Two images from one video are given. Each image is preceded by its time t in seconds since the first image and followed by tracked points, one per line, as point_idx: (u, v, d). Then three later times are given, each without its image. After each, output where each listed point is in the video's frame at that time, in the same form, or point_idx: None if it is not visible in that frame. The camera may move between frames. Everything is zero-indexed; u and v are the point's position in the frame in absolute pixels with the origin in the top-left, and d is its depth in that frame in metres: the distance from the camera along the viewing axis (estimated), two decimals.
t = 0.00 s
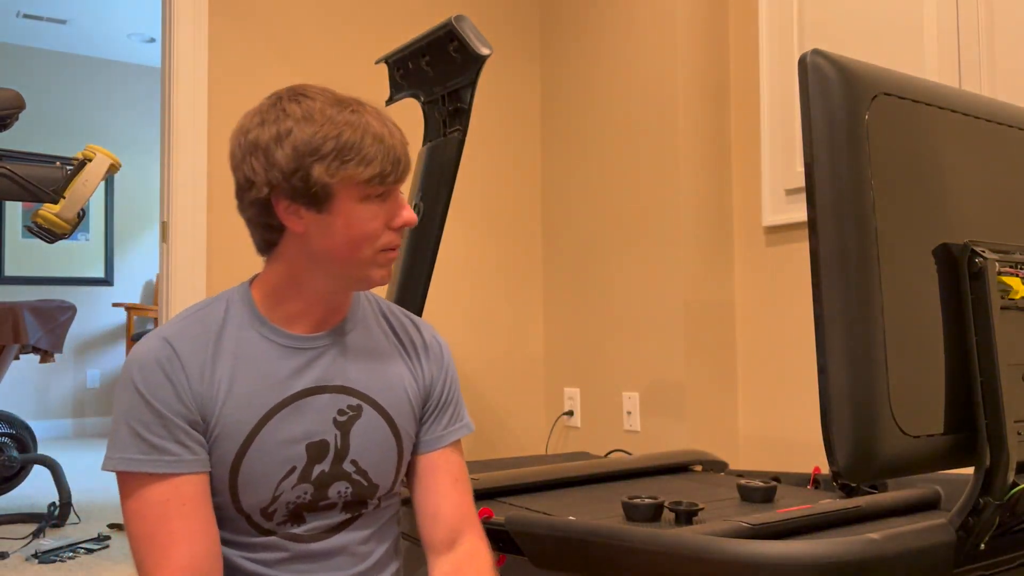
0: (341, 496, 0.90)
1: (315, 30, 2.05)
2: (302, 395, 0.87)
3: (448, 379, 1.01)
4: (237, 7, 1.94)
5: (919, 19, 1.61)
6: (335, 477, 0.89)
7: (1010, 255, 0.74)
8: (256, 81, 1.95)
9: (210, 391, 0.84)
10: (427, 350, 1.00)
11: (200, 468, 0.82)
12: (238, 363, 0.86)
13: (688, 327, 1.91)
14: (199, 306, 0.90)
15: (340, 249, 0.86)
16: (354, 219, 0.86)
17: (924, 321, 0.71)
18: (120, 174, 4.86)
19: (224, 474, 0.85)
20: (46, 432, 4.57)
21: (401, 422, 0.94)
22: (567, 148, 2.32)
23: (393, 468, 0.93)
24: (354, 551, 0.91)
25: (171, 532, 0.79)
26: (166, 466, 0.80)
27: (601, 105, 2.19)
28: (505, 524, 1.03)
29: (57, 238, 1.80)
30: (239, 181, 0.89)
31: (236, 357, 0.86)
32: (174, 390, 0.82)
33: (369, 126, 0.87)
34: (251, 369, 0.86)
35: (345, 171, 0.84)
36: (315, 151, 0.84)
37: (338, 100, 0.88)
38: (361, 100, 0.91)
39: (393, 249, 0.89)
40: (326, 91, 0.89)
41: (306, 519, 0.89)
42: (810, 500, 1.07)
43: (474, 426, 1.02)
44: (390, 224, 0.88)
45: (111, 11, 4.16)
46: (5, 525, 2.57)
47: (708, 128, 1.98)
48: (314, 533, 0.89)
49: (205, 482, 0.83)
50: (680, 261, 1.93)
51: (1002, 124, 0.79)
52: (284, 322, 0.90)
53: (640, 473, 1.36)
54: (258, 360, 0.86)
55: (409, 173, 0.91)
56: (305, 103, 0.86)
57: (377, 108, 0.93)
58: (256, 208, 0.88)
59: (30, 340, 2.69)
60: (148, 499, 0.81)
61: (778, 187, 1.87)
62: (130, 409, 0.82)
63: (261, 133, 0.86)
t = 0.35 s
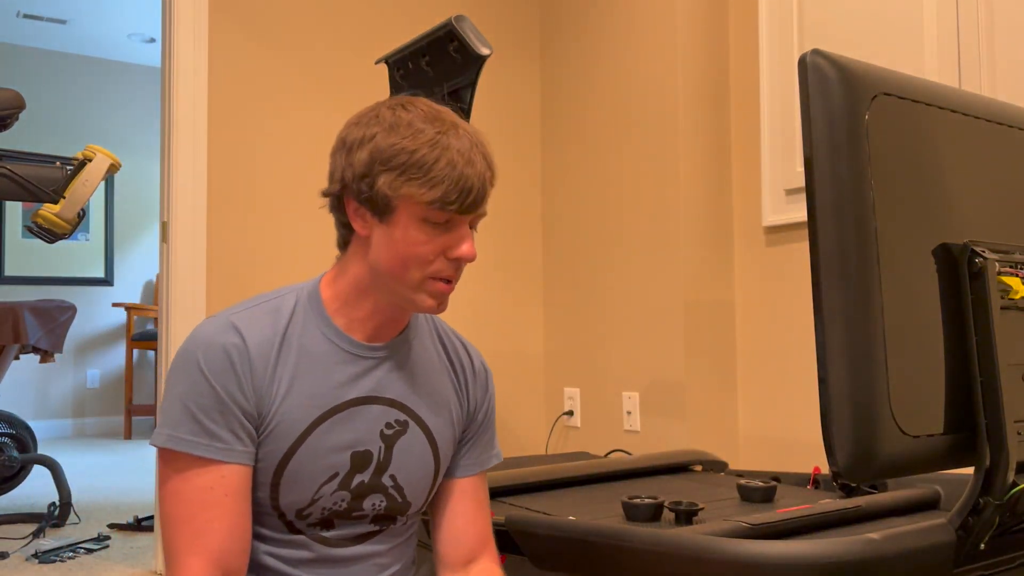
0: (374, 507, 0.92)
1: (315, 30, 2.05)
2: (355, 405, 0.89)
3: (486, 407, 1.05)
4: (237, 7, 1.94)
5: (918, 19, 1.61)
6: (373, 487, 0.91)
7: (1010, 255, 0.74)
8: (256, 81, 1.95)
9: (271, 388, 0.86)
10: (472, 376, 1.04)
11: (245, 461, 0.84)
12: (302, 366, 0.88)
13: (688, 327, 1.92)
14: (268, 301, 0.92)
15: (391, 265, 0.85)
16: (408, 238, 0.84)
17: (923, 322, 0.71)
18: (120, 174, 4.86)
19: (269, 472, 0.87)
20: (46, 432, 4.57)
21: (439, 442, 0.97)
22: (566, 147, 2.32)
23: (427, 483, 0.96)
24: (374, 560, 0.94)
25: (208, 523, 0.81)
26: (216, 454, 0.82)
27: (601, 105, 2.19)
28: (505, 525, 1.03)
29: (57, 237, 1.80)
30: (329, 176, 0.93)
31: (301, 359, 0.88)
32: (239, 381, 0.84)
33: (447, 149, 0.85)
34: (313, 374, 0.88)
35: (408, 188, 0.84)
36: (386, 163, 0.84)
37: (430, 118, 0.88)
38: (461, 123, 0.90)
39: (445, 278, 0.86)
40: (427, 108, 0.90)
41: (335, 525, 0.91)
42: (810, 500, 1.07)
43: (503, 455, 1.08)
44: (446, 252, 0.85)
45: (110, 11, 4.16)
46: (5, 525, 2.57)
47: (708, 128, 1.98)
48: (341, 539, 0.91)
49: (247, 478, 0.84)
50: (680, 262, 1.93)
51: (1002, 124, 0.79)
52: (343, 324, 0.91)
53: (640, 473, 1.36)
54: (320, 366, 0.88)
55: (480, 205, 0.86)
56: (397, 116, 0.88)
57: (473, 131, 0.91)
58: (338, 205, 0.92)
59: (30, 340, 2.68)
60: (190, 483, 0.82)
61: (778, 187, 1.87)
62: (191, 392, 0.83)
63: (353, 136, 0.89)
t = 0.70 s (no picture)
0: (397, 512, 0.94)
1: (315, 30, 2.05)
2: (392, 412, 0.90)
3: (503, 413, 1.07)
4: (237, 7, 1.94)
5: (919, 19, 1.61)
6: (402, 492, 0.92)
7: (1010, 255, 0.74)
8: (256, 81, 1.95)
9: (324, 392, 0.86)
10: (491, 382, 1.06)
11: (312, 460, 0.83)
12: (349, 370, 0.88)
13: (688, 328, 1.92)
14: (310, 305, 0.92)
15: (421, 271, 0.86)
16: (437, 246, 0.85)
17: (923, 322, 0.71)
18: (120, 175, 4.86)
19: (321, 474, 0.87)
20: (46, 432, 4.57)
21: (462, 447, 0.98)
22: (566, 148, 2.32)
23: (448, 489, 0.98)
24: (391, 564, 0.96)
25: (308, 521, 0.79)
26: (291, 456, 0.81)
27: (601, 105, 2.19)
28: (507, 525, 1.03)
29: (57, 237, 1.81)
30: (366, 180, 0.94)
31: (349, 363, 0.88)
32: (298, 384, 0.84)
33: (482, 160, 0.85)
34: (360, 379, 0.88)
35: (440, 197, 0.84)
36: (420, 170, 0.85)
37: (466, 128, 0.88)
38: (497, 133, 0.91)
39: (473, 288, 0.86)
40: (463, 117, 0.90)
41: (360, 531, 0.93)
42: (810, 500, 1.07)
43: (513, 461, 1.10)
44: (475, 262, 0.85)
45: (110, 11, 4.16)
46: (5, 525, 2.57)
47: (708, 128, 1.98)
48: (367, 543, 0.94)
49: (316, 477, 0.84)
50: (680, 262, 1.93)
51: (1002, 123, 0.79)
52: (376, 327, 0.91)
53: (641, 473, 1.36)
54: (366, 371, 0.89)
55: (512, 217, 0.87)
56: (434, 124, 0.88)
57: (510, 142, 0.91)
58: (373, 209, 0.93)
59: (30, 340, 2.68)
60: (274, 485, 0.80)
61: (778, 187, 1.87)
62: (252, 393, 0.82)
63: (390, 141, 0.90)
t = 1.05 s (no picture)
0: (403, 514, 0.94)
1: (315, 30, 2.05)
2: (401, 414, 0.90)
3: (509, 415, 1.08)
4: (237, 7, 1.94)
5: (918, 19, 1.61)
6: (409, 494, 0.93)
7: (1010, 255, 0.74)
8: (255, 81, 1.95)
9: (336, 394, 0.86)
10: (497, 385, 1.06)
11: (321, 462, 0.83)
12: (360, 372, 0.88)
13: (688, 327, 1.92)
14: (321, 306, 0.92)
15: (439, 275, 0.86)
16: (458, 251, 0.85)
17: (923, 320, 0.71)
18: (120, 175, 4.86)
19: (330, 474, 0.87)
20: (46, 432, 4.57)
21: (469, 449, 0.99)
22: (566, 147, 2.32)
23: (453, 490, 0.98)
24: (396, 566, 0.97)
25: (317, 522, 0.79)
26: (303, 458, 0.81)
27: (601, 105, 2.19)
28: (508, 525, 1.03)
29: (57, 237, 1.81)
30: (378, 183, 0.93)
31: (359, 366, 0.88)
32: (310, 385, 0.83)
33: (501, 165, 0.86)
34: (370, 381, 0.88)
35: (460, 202, 0.84)
36: (440, 176, 0.85)
37: (482, 132, 0.88)
38: (510, 137, 0.91)
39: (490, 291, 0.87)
40: (478, 121, 0.90)
41: (366, 532, 0.93)
42: (810, 500, 1.07)
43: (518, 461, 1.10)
44: (493, 266, 0.86)
45: (110, 11, 4.16)
46: (5, 525, 2.56)
47: (709, 128, 1.98)
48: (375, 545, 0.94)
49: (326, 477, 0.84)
50: (679, 262, 1.93)
51: (1001, 123, 0.79)
52: (386, 329, 0.91)
53: (641, 473, 1.36)
54: (377, 373, 0.89)
55: (529, 222, 0.88)
56: (451, 129, 0.88)
57: (522, 144, 0.92)
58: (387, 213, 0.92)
59: (30, 340, 2.68)
60: (284, 486, 0.80)
61: (778, 187, 1.87)
62: (266, 394, 0.81)
63: (406, 146, 0.89)
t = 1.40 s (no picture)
0: (398, 514, 0.94)
1: (315, 30, 2.05)
2: (390, 413, 0.90)
3: (504, 410, 1.08)
4: (237, 7, 1.94)
5: (918, 19, 1.61)
6: (402, 493, 0.92)
7: (1010, 255, 0.74)
8: (255, 81, 1.95)
9: (319, 396, 0.86)
10: (492, 380, 1.06)
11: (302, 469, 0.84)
12: (344, 373, 0.88)
13: (688, 327, 1.92)
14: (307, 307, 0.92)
15: (444, 271, 0.87)
16: (464, 246, 0.86)
17: (924, 319, 0.71)
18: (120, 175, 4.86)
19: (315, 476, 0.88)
20: (46, 432, 4.57)
21: (465, 446, 0.98)
22: (567, 147, 2.32)
23: (449, 488, 0.98)
24: (392, 566, 0.96)
25: (284, 530, 0.80)
26: (280, 463, 0.81)
27: (601, 105, 2.19)
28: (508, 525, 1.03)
29: (57, 237, 1.81)
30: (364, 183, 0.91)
31: (343, 367, 0.88)
32: (289, 389, 0.84)
33: (497, 157, 0.87)
34: (355, 382, 0.88)
35: (465, 198, 0.85)
36: (441, 173, 0.85)
37: (474, 126, 0.89)
38: (497, 129, 0.92)
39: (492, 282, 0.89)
40: (465, 114, 0.91)
41: (361, 532, 0.93)
42: (810, 500, 1.07)
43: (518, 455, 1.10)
44: (495, 257, 0.88)
45: (110, 11, 4.16)
46: (5, 525, 2.56)
47: (709, 127, 1.98)
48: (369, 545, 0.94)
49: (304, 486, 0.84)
50: (679, 262, 1.93)
51: (1001, 123, 0.79)
52: (374, 328, 0.91)
53: (641, 473, 1.36)
54: (362, 373, 0.89)
55: (524, 211, 0.90)
56: (443, 124, 0.88)
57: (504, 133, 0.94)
58: (377, 214, 0.90)
59: (30, 340, 2.68)
60: (257, 492, 0.81)
61: (778, 187, 1.87)
62: (244, 399, 0.82)
63: (396, 144, 0.88)
